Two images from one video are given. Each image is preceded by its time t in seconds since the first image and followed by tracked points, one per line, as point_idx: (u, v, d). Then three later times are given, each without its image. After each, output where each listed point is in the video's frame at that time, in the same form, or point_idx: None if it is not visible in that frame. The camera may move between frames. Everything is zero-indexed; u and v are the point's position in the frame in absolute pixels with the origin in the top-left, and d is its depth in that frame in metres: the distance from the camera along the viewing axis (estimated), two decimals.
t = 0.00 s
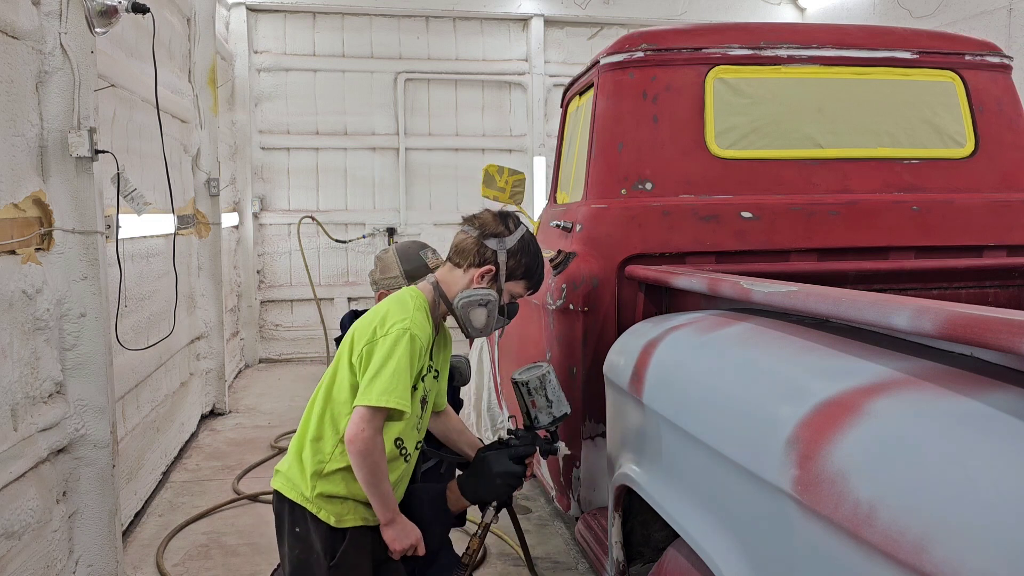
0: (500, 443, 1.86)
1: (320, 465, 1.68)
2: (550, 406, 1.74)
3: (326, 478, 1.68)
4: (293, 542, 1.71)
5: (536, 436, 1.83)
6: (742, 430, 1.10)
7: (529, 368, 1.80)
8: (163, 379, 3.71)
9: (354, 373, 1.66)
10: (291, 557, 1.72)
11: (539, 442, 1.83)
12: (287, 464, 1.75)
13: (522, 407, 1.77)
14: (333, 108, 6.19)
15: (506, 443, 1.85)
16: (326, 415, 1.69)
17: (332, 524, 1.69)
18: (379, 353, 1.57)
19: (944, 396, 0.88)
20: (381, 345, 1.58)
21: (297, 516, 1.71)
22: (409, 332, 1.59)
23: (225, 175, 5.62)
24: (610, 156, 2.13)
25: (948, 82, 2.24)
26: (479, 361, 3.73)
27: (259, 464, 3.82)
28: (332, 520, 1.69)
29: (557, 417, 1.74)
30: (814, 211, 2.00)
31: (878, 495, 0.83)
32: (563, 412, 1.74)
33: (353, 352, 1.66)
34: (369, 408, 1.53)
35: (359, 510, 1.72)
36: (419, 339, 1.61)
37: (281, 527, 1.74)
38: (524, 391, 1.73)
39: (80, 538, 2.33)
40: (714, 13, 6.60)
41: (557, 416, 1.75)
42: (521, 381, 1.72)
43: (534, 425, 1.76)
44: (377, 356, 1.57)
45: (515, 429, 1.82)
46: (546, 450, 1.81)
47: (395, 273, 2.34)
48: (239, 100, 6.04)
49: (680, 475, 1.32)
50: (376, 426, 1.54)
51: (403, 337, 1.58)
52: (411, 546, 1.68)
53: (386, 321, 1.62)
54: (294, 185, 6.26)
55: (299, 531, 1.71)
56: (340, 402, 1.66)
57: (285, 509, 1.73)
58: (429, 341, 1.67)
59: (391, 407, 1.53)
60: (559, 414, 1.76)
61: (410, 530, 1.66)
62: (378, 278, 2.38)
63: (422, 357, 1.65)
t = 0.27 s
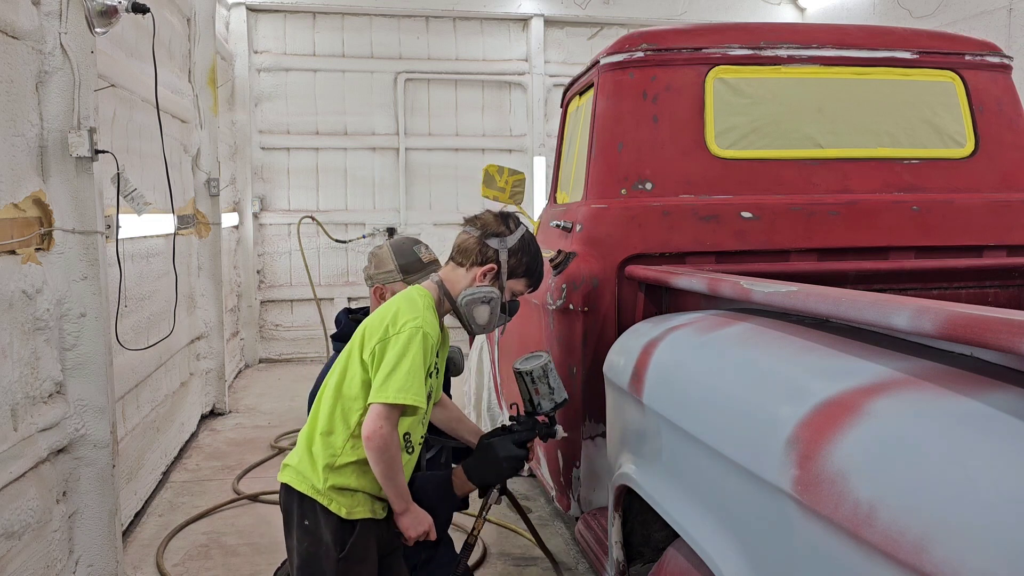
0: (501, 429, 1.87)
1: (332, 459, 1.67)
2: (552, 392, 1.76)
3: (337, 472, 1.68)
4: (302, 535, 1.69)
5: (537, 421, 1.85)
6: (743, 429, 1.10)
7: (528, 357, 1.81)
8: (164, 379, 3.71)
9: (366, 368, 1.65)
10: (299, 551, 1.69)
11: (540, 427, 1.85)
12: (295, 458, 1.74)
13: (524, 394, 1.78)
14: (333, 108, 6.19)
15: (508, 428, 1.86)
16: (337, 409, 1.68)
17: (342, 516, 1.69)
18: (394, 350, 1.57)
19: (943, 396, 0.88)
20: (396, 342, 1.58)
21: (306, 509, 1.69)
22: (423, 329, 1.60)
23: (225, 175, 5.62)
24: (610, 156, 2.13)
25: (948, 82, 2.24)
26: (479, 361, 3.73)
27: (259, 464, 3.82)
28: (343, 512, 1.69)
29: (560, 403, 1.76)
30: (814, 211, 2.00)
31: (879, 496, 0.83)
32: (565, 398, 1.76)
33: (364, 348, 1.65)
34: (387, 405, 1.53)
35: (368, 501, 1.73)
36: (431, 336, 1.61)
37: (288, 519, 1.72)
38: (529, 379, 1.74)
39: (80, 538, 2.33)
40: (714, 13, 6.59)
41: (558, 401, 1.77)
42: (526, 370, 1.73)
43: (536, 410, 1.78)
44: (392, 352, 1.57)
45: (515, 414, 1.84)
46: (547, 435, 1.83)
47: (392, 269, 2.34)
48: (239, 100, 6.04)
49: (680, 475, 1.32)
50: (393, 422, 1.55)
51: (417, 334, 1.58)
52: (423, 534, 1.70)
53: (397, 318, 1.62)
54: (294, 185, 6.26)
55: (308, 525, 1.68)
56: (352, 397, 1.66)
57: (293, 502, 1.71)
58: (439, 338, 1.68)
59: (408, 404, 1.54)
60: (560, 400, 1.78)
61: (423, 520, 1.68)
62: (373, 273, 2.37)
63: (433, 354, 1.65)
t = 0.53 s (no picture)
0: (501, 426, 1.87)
1: (335, 459, 1.67)
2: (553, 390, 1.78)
3: (339, 470, 1.68)
4: (304, 534, 1.69)
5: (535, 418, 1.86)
6: (743, 429, 1.10)
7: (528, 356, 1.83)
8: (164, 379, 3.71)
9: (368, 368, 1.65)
10: (301, 550, 1.69)
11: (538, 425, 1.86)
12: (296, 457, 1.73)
13: (525, 392, 1.79)
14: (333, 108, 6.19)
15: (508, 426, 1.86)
16: (339, 408, 1.68)
17: (345, 515, 1.69)
18: (398, 351, 1.57)
19: (943, 397, 0.88)
20: (399, 343, 1.58)
21: (308, 508, 1.69)
22: (425, 330, 1.60)
23: (225, 175, 5.62)
24: (610, 156, 2.13)
25: (948, 82, 2.24)
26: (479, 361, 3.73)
27: (259, 464, 3.82)
28: (346, 510, 1.69)
29: (560, 402, 1.78)
30: (815, 211, 2.00)
31: (878, 496, 0.83)
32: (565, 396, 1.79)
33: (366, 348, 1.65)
34: (392, 406, 1.53)
35: (370, 499, 1.73)
36: (434, 337, 1.61)
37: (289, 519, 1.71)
38: (532, 378, 1.75)
39: (80, 538, 2.33)
40: (714, 13, 6.59)
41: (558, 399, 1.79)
42: (530, 369, 1.74)
43: (536, 408, 1.79)
44: (397, 352, 1.57)
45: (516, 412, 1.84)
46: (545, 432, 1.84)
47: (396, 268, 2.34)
48: (239, 100, 6.04)
49: (680, 475, 1.32)
50: (399, 423, 1.55)
51: (421, 335, 1.58)
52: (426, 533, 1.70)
53: (399, 318, 1.62)
54: (294, 185, 6.26)
55: (311, 523, 1.68)
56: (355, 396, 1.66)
57: (295, 501, 1.71)
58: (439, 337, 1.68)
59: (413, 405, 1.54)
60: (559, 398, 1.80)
61: (426, 519, 1.68)
62: (377, 271, 2.37)
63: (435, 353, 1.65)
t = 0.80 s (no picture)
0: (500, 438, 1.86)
1: (325, 463, 1.68)
2: (553, 403, 1.77)
3: (329, 475, 1.69)
4: (295, 539, 1.68)
5: (535, 431, 1.86)
6: (743, 430, 1.10)
7: (530, 367, 1.82)
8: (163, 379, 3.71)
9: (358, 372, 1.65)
10: (292, 555, 1.69)
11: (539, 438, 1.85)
12: (287, 461, 1.74)
13: (525, 405, 1.78)
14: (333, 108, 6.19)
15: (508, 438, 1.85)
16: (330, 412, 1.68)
17: (336, 520, 1.70)
18: (387, 354, 1.57)
19: (944, 397, 0.88)
20: (388, 346, 1.58)
21: (299, 513, 1.69)
22: (415, 332, 1.59)
23: (225, 175, 5.62)
24: (610, 156, 2.13)
25: (948, 82, 2.24)
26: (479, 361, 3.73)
27: (258, 464, 3.82)
28: (336, 515, 1.69)
29: (560, 416, 1.77)
30: (815, 211, 2.00)
31: (878, 496, 0.83)
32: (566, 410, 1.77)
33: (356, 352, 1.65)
34: (380, 410, 1.53)
35: (361, 505, 1.74)
36: (424, 339, 1.61)
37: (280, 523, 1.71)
38: (531, 391, 1.74)
39: (80, 538, 2.33)
40: (714, 13, 6.59)
41: (558, 412, 1.78)
42: (529, 381, 1.73)
43: (537, 421, 1.78)
44: (386, 356, 1.57)
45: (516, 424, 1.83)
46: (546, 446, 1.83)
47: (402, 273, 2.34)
48: (239, 100, 6.04)
49: (680, 475, 1.32)
50: (387, 427, 1.55)
51: (410, 338, 1.58)
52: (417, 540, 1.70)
53: (390, 320, 1.62)
54: (294, 185, 6.25)
55: (301, 528, 1.68)
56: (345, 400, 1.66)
57: (285, 505, 1.71)
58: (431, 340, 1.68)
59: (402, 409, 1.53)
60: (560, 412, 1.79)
61: (417, 525, 1.67)
62: (383, 276, 2.36)
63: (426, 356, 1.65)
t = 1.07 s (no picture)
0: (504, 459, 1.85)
1: (307, 471, 1.68)
2: (557, 425, 1.74)
3: (312, 484, 1.69)
4: (281, 547, 1.72)
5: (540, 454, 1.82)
6: (741, 431, 1.10)
7: (535, 386, 1.79)
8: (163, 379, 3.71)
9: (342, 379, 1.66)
10: (278, 562, 1.72)
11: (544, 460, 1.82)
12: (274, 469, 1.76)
13: (528, 425, 1.76)
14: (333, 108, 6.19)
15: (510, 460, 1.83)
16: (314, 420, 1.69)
17: (319, 530, 1.70)
18: (367, 360, 1.57)
19: (944, 397, 0.88)
20: (369, 352, 1.58)
21: (284, 522, 1.71)
22: (397, 338, 1.59)
23: (225, 175, 5.62)
24: (610, 156, 2.13)
25: (948, 82, 2.24)
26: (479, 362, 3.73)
27: (258, 464, 3.82)
28: (319, 525, 1.69)
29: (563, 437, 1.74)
30: (814, 211, 2.00)
31: (878, 496, 0.83)
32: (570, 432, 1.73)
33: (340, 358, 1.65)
34: (357, 416, 1.53)
35: (348, 515, 1.73)
36: (406, 346, 1.60)
37: (268, 531, 1.74)
38: (532, 410, 1.71)
39: (80, 538, 2.33)
40: (713, 13, 6.59)
41: (562, 435, 1.75)
42: (530, 402, 1.70)
43: (539, 442, 1.76)
44: (366, 362, 1.57)
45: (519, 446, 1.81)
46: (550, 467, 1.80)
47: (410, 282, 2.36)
48: (239, 100, 6.04)
49: (680, 476, 1.32)
50: (364, 434, 1.54)
51: (391, 344, 1.58)
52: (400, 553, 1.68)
53: (374, 326, 1.62)
54: (294, 185, 6.25)
55: (287, 537, 1.71)
56: (328, 407, 1.67)
57: (273, 514, 1.73)
58: (418, 347, 1.67)
59: (379, 416, 1.53)
60: (565, 434, 1.76)
61: (399, 536, 1.66)
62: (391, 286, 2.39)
63: (411, 363, 1.64)
